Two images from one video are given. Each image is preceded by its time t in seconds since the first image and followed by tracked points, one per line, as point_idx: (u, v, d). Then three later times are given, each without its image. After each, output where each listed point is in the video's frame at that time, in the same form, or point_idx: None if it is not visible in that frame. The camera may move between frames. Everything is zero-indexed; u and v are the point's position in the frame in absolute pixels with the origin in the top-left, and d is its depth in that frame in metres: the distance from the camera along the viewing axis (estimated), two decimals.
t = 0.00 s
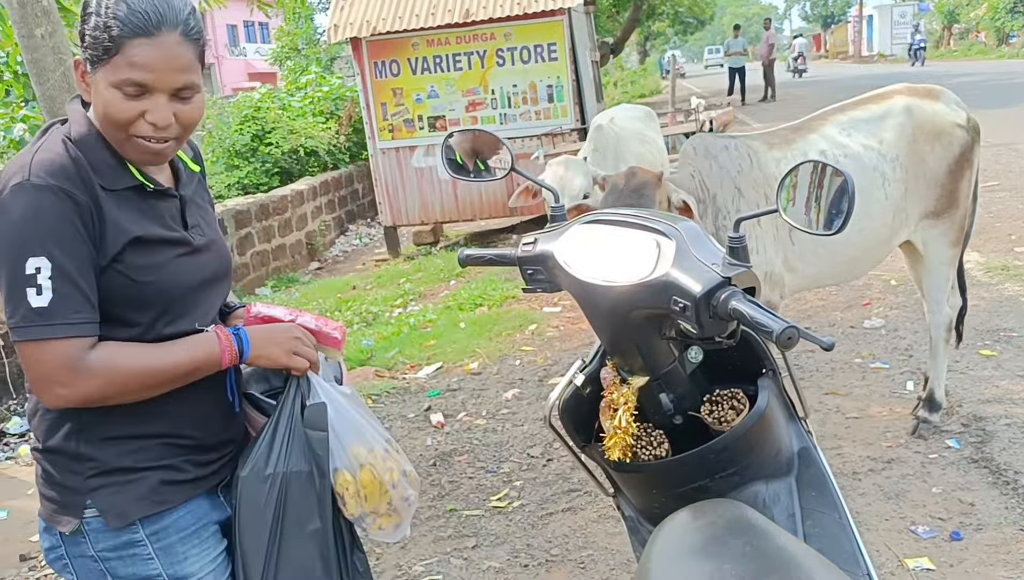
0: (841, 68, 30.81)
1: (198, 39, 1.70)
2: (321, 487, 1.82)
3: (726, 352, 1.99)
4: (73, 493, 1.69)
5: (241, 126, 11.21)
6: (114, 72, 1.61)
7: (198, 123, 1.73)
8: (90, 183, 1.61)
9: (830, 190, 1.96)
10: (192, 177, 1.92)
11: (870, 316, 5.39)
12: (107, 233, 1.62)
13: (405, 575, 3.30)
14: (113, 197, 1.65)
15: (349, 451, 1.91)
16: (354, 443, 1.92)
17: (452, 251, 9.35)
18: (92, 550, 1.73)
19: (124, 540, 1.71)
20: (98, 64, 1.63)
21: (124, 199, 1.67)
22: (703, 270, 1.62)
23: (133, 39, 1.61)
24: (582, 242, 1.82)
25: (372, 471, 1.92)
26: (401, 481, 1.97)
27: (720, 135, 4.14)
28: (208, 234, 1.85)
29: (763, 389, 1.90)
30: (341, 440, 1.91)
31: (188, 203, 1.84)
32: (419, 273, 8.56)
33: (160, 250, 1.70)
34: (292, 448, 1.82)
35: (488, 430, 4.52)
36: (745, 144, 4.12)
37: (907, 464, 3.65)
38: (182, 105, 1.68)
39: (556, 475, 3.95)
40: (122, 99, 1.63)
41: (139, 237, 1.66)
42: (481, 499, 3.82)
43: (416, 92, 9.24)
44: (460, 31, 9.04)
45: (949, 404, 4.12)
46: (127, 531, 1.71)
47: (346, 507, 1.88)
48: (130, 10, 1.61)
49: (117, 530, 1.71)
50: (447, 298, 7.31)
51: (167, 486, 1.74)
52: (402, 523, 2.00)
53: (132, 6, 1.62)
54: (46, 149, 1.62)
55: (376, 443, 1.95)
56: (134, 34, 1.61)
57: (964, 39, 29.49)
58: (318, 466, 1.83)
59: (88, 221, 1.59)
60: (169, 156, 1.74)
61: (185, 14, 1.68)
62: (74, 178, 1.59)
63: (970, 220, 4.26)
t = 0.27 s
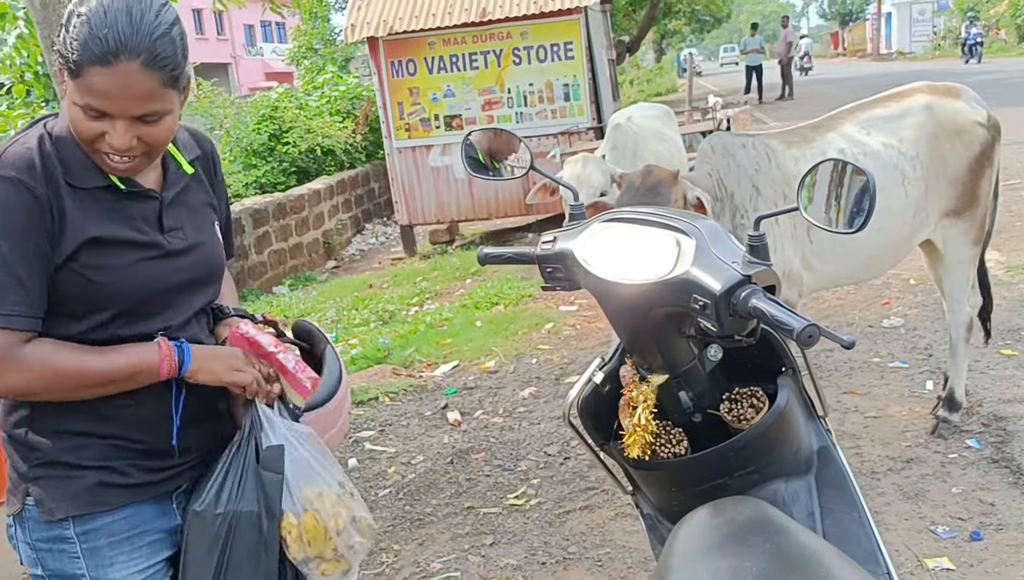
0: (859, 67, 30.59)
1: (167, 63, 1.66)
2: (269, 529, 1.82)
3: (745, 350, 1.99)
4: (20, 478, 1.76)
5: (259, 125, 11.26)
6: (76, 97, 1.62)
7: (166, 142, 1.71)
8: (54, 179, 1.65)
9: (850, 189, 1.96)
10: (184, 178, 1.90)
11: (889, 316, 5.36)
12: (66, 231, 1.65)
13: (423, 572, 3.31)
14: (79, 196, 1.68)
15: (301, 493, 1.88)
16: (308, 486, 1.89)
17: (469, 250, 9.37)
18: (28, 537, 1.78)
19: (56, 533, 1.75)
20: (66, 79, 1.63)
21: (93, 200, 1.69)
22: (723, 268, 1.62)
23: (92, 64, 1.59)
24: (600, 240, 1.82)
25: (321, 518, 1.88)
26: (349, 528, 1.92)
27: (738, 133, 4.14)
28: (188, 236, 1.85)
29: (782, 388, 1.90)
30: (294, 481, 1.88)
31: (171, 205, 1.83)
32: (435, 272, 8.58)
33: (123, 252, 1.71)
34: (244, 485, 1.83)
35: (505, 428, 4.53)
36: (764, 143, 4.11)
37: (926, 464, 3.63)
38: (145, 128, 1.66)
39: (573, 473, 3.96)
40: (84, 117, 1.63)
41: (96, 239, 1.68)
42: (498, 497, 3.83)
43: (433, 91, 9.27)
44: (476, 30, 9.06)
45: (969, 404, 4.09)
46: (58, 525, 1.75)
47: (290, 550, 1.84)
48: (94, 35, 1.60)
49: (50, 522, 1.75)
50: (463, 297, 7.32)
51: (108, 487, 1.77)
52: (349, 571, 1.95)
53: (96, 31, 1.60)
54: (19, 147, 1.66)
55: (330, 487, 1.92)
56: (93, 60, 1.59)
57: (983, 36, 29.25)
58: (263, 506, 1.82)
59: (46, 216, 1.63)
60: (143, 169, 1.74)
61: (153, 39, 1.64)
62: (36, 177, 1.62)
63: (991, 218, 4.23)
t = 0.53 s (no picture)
0: (876, 62, 30.36)
1: (156, 77, 1.66)
2: (261, 562, 1.75)
3: (761, 345, 1.98)
4: None
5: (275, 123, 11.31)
6: (61, 112, 1.63)
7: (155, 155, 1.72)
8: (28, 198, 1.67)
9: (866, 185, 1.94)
10: (172, 191, 1.89)
11: (906, 313, 5.33)
12: (33, 253, 1.67)
13: (437, 567, 3.32)
14: (50, 217, 1.69)
15: (301, 524, 1.87)
16: (308, 517, 1.89)
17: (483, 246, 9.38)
18: None
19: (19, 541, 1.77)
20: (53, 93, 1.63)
21: (65, 216, 1.71)
22: (738, 263, 1.62)
23: (79, 80, 1.59)
24: (615, 235, 1.82)
25: (322, 549, 1.89)
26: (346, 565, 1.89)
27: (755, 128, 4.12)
28: (171, 251, 1.85)
29: (798, 383, 1.89)
30: (291, 518, 1.85)
31: (155, 220, 1.83)
32: (449, 269, 8.60)
33: (97, 272, 1.73)
34: (238, 516, 1.78)
35: (520, 424, 4.54)
36: (780, 138, 4.10)
37: (943, 461, 3.61)
38: (134, 142, 1.67)
39: (587, 470, 3.96)
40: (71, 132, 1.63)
41: (69, 261, 1.69)
42: (513, 493, 3.84)
43: (447, 88, 9.28)
44: (491, 26, 9.06)
45: (986, 401, 4.07)
46: (23, 533, 1.76)
47: None
48: (82, 49, 1.60)
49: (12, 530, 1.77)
50: (477, 293, 7.33)
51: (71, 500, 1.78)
52: None
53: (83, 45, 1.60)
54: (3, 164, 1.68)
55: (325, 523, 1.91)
56: (80, 75, 1.59)
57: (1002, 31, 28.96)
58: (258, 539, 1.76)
59: (11, 243, 1.65)
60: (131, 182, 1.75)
61: (142, 53, 1.64)
62: (3, 196, 1.64)
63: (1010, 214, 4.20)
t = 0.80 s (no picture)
0: (886, 58, 30.24)
1: (136, 188, 1.47)
2: (251, 573, 1.69)
3: (768, 341, 1.97)
4: None
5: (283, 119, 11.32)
6: (27, 240, 1.43)
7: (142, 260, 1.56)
8: (7, 335, 1.49)
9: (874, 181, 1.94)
10: (145, 271, 1.75)
11: (915, 309, 5.31)
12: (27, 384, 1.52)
13: (445, 562, 3.33)
14: (37, 340, 1.53)
15: (282, 525, 1.77)
16: (291, 517, 1.80)
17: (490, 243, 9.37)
18: None
19: None
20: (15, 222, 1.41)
21: (45, 339, 1.54)
22: (744, 258, 1.62)
23: (52, 214, 1.39)
24: (621, 230, 1.82)
25: (311, 545, 1.79)
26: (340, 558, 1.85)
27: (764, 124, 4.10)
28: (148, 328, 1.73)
29: (805, 379, 1.88)
30: (273, 517, 1.77)
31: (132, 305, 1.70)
32: (457, 265, 8.60)
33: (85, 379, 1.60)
34: (215, 532, 1.71)
35: (527, 420, 4.54)
36: (789, 134, 4.08)
37: (952, 458, 3.60)
38: (115, 262, 1.50)
39: (595, 466, 3.96)
40: (48, 266, 1.45)
41: (64, 393, 1.56)
42: (520, 489, 3.84)
43: (455, 84, 9.28)
44: (499, 22, 9.05)
45: (995, 398, 4.05)
46: None
47: None
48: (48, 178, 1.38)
49: None
50: (485, 290, 7.32)
51: (74, 531, 1.67)
52: None
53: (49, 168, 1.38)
54: None
55: (313, 518, 1.83)
56: (52, 209, 1.39)
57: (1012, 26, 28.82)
58: (244, 550, 1.70)
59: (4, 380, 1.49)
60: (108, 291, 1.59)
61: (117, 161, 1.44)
62: None
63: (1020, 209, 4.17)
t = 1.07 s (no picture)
0: (888, 55, 30.20)
1: (112, 378, 1.27)
2: None
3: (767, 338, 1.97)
4: None
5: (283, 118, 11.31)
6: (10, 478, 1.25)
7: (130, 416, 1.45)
8: None
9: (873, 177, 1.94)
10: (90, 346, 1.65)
11: (916, 305, 5.30)
12: None
13: (445, 560, 3.33)
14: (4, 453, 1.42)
15: (227, 531, 1.76)
16: (234, 522, 1.78)
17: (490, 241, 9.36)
18: None
19: None
20: None
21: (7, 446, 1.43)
22: (743, 254, 1.61)
23: (31, 458, 1.20)
24: (619, 227, 1.81)
25: (258, 551, 1.78)
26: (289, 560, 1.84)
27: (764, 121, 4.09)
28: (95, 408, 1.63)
29: (804, 376, 1.88)
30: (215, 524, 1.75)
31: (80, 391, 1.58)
32: (458, 263, 8.59)
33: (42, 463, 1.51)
34: (150, 547, 1.62)
35: (528, 418, 4.53)
36: (789, 130, 4.07)
37: (952, 455, 3.59)
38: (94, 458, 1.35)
39: (595, 463, 3.95)
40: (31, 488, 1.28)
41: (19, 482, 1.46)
42: (520, 487, 3.84)
43: (456, 82, 9.27)
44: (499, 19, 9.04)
45: (996, 394, 4.04)
46: None
47: None
48: (15, 422, 1.17)
49: None
50: (485, 288, 7.31)
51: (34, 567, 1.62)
52: None
53: (12, 410, 1.16)
54: None
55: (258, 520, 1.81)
56: (30, 454, 1.19)
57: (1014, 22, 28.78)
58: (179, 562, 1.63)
59: None
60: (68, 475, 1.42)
61: (87, 357, 1.23)
62: None
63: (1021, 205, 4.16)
